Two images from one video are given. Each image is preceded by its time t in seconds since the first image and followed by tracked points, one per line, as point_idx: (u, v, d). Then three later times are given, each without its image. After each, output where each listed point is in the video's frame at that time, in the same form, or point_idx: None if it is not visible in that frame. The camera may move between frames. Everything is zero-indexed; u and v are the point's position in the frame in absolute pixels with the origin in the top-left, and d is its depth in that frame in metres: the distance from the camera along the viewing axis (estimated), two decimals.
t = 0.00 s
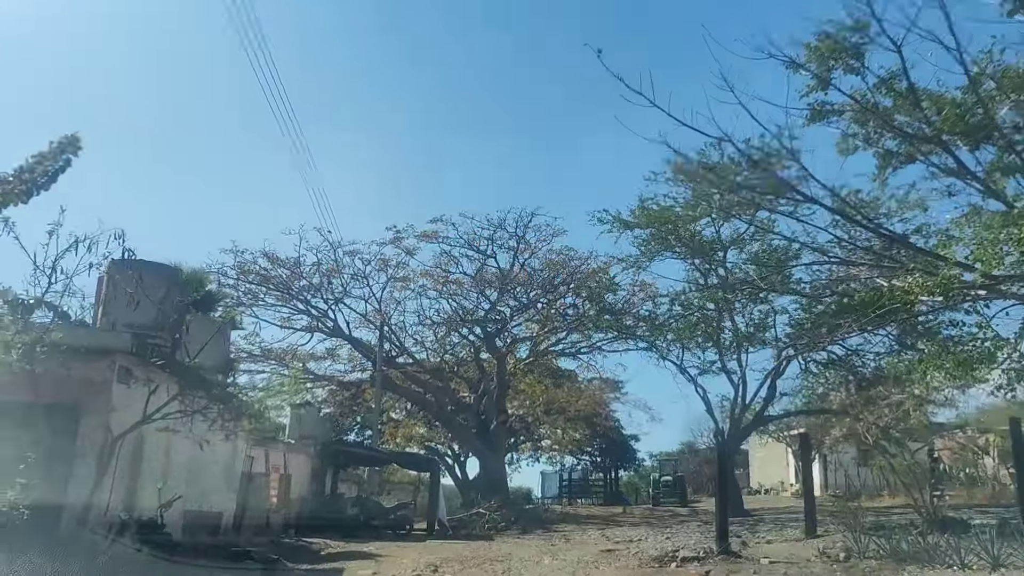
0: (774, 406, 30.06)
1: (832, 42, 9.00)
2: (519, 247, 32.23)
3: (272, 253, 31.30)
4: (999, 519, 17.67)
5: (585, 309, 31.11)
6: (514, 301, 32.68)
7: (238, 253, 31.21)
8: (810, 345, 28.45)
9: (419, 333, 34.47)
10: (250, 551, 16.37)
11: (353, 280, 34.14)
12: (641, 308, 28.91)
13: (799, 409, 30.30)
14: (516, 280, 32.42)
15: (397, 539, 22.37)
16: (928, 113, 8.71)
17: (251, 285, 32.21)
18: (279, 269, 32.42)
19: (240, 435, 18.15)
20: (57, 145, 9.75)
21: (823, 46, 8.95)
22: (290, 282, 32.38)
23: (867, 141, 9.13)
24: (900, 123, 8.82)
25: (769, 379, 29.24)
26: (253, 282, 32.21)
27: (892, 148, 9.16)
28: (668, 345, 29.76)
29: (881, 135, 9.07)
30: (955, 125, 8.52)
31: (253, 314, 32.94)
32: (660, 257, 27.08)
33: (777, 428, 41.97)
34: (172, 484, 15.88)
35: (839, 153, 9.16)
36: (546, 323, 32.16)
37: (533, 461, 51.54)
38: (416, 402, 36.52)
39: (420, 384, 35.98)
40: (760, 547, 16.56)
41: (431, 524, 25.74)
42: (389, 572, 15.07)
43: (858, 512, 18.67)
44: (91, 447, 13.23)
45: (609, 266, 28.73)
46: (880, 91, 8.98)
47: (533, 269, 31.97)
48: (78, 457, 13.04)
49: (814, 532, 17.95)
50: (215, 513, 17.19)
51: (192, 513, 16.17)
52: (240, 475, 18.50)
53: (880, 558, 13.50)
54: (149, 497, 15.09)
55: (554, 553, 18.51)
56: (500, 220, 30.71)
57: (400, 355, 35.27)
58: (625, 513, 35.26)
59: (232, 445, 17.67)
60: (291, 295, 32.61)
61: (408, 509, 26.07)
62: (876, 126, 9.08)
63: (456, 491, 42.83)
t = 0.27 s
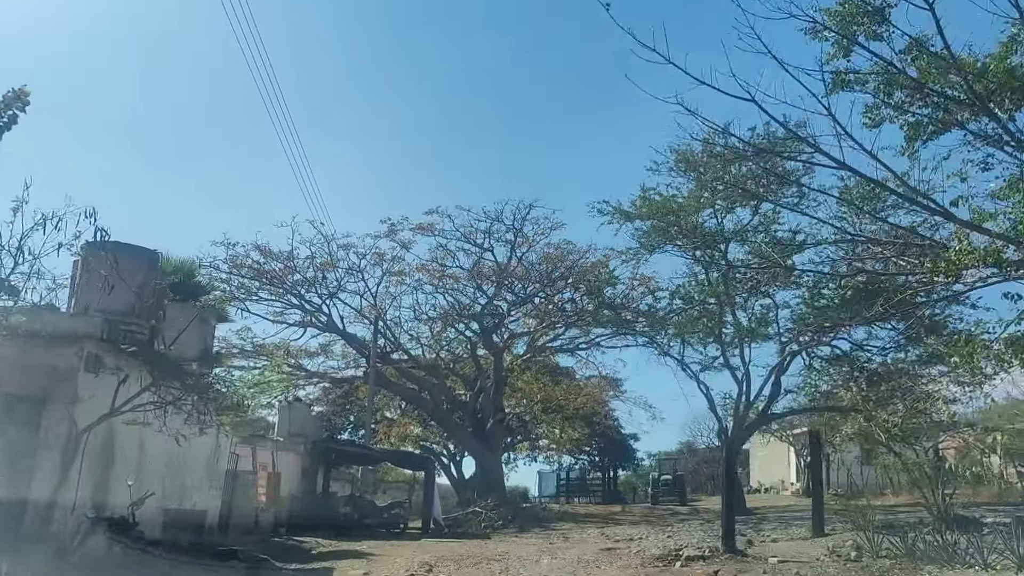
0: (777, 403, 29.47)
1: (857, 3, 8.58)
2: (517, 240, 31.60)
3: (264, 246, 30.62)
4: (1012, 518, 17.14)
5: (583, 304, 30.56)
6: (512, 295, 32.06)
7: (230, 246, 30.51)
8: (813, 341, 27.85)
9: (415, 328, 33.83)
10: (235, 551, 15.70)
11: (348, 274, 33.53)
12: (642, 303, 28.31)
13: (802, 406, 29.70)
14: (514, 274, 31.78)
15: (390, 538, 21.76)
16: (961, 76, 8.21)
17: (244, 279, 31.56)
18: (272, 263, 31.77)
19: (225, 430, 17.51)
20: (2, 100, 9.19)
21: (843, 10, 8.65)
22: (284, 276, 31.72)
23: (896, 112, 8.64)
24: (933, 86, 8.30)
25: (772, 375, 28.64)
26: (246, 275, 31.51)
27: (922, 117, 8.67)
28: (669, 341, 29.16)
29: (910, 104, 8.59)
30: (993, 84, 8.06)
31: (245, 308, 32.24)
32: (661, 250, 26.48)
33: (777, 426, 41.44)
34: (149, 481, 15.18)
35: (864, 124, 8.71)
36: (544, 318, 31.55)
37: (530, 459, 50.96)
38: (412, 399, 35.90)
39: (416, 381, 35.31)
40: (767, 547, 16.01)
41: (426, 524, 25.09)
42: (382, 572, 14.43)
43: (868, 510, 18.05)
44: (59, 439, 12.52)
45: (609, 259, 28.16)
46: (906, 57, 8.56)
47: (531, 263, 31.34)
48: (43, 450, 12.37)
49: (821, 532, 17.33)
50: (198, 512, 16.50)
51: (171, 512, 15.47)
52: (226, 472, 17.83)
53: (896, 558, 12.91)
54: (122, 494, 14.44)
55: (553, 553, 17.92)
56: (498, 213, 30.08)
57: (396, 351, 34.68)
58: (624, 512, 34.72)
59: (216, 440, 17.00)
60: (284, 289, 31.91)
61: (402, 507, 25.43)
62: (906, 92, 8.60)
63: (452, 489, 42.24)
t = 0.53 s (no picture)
0: (780, 400, 28.89)
1: None
2: (515, 234, 30.99)
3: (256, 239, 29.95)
4: None
5: (583, 299, 29.95)
6: (509, 290, 31.43)
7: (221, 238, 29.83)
8: (817, 337, 27.28)
9: (410, 324, 33.20)
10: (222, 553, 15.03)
11: (342, 268, 32.89)
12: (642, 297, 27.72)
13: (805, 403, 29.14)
14: (511, 268, 31.17)
15: (385, 538, 21.14)
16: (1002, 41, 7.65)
17: (237, 273, 30.87)
18: (265, 257, 31.09)
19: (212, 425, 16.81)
20: None
21: None
22: (277, 270, 31.03)
23: (931, 82, 8.10)
24: (975, 50, 7.75)
25: (775, 372, 28.07)
26: (238, 269, 30.83)
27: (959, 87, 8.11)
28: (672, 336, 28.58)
29: (947, 73, 8.05)
30: None
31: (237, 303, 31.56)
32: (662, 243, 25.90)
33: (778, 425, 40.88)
34: (131, 480, 14.44)
35: (896, 94, 8.15)
36: (542, 313, 30.94)
37: (526, 458, 50.37)
38: (408, 396, 35.26)
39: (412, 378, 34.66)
40: (777, 548, 15.39)
41: (422, 524, 24.45)
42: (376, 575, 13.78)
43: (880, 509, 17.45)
44: (23, 435, 11.62)
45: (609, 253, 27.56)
46: (941, 22, 8.02)
47: (529, 257, 30.72)
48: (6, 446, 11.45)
49: (831, 532, 16.73)
50: (183, 512, 15.79)
51: (154, 512, 14.75)
52: (213, 469, 17.12)
53: (915, 561, 12.30)
54: (97, 494, 13.55)
55: (553, 553, 17.31)
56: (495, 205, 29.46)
57: (391, 346, 34.04)
58: (623, 511, 34.14)
59: (200, 435, 16.27)
60: (277, 283, 31.23)
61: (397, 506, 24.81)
62: (941, 61, 8.04)
63: (448, 488, 41.63)
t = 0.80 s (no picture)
0: (782, 397, 28.33)
1: None
2: (511, 227, 30.34)
3: (246, 231, 29.24)
4: None
5: (581, 294, 29.32)
6: (504, 286, 30.66)
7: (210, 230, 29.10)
8: (819, 332, 26.68)
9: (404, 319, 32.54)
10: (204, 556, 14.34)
11: (334, 262, 32.24)
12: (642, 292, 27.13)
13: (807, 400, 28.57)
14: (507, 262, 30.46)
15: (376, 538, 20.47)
16: None
17: (226, 266, 30.19)
18: (255, 250, 30.42)
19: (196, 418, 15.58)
20: None
21: None
22: (267, 264, 30.37)
23: (964, 47, 7.47)
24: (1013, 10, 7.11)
25: (777, 367, 27.51)
26: (226, 263, 30.11)
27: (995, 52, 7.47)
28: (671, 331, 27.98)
29: (982, 36, 7.40)
30: None
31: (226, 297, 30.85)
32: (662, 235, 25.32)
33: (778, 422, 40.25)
34: (100, 477, 13.64)
35: (926, 61, 7.51)
36: (539, 308, 30.27)
37: (522, 455, 49.73)
38: (401, 392, 34.60)
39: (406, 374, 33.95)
40: (784, 548, 14.75)
41: (416, 523, 23.80)
42: None
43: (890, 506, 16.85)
44: None
45: (608, 245, 26.94)
46: None
47: (525, 250, 30.05)
48: None
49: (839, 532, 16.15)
50: (161, 513, 14.89)
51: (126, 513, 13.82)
52: (197, 467, 16.28)
53: (934, 562, 11.67)
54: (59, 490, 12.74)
55: (550, 553, 16.64)
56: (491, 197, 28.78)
57: (385, 342, 33.37)
58: (621, 510, 33.51)
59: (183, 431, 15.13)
60: (268, 277, 30.49)
61: (390, 504, 24.12)
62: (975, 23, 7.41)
63: (442, 486, 40.97)
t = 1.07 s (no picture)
0: (783, 394, 27.76)
1: None
2: (506, 221, 29.73)
3: (235, 224, 28.59)
4: None
5: (578, 289, 28.70)
6: (499, 282, 30.00)
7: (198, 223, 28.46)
8: (821, 328, 26.12)
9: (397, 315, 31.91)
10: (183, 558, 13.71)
11: (326, 256, 31.58)
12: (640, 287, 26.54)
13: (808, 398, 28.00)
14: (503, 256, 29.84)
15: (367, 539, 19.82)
16: None
17: (215, 261, 29.50)
18: (244, 244, 29.74)
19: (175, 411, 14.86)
20: None
21: None
22: (257, 258, 29.69)
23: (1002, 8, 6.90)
24: None
25: (778, 364, 26.95)
26: (215, 257, 29.47)
27: None
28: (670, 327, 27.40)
29: None
30: None
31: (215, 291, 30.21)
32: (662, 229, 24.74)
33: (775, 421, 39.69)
34: (74, 471, 12.61)
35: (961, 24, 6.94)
36: (535, 304, 29.65)
37: (516, 454, 49.11)
38: (394, 389, 33.94)
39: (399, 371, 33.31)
40: (792, 551, 14.15)
41: (408, 524, 23.17)
42: None
43: (900, 508, 16.26)
44: None
45: (606, 239, 26.35)
46: None
47: (521, 245, 29.40)
48: None
49: (848, 533, 15.58)
50: (139, 511, 14.20)
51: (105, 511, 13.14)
52: (179, 464, 15.64)
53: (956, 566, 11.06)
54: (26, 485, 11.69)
55: (549, 556, 16.02)
56: (486, 190, 28.17)
57: (377, 338, 32.71)
58: (618, 509, 32.91)
59: (162, 426, 14.40)
60: (258, 270, 29.85)
61: (382, 504, 23.46)
62: None
63: (435, 485, 40.32)
